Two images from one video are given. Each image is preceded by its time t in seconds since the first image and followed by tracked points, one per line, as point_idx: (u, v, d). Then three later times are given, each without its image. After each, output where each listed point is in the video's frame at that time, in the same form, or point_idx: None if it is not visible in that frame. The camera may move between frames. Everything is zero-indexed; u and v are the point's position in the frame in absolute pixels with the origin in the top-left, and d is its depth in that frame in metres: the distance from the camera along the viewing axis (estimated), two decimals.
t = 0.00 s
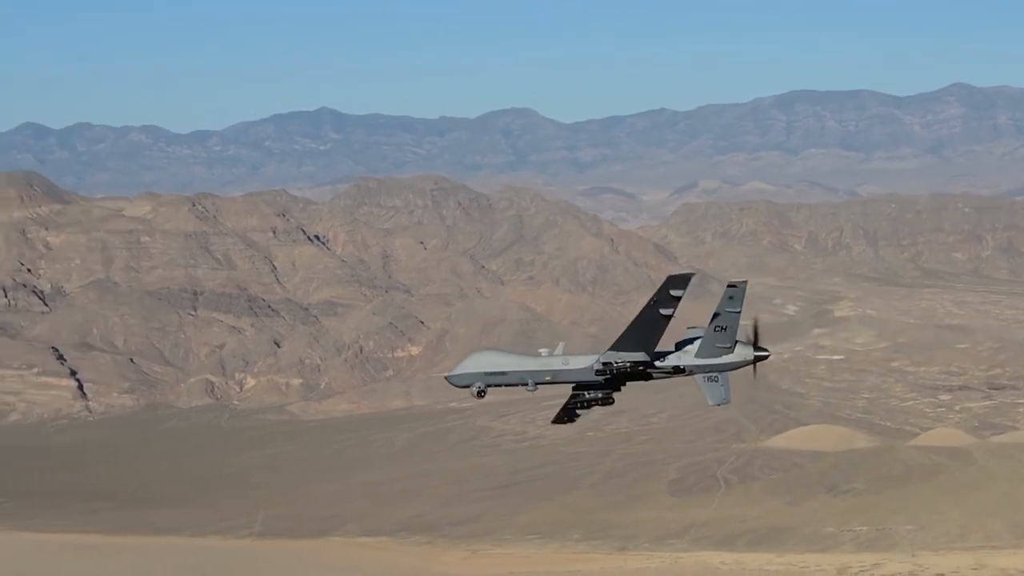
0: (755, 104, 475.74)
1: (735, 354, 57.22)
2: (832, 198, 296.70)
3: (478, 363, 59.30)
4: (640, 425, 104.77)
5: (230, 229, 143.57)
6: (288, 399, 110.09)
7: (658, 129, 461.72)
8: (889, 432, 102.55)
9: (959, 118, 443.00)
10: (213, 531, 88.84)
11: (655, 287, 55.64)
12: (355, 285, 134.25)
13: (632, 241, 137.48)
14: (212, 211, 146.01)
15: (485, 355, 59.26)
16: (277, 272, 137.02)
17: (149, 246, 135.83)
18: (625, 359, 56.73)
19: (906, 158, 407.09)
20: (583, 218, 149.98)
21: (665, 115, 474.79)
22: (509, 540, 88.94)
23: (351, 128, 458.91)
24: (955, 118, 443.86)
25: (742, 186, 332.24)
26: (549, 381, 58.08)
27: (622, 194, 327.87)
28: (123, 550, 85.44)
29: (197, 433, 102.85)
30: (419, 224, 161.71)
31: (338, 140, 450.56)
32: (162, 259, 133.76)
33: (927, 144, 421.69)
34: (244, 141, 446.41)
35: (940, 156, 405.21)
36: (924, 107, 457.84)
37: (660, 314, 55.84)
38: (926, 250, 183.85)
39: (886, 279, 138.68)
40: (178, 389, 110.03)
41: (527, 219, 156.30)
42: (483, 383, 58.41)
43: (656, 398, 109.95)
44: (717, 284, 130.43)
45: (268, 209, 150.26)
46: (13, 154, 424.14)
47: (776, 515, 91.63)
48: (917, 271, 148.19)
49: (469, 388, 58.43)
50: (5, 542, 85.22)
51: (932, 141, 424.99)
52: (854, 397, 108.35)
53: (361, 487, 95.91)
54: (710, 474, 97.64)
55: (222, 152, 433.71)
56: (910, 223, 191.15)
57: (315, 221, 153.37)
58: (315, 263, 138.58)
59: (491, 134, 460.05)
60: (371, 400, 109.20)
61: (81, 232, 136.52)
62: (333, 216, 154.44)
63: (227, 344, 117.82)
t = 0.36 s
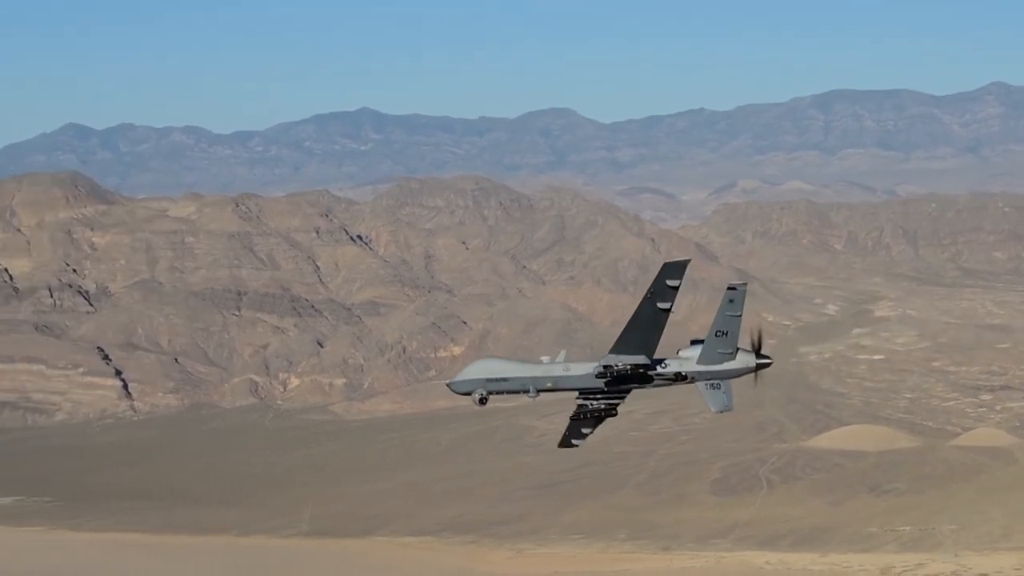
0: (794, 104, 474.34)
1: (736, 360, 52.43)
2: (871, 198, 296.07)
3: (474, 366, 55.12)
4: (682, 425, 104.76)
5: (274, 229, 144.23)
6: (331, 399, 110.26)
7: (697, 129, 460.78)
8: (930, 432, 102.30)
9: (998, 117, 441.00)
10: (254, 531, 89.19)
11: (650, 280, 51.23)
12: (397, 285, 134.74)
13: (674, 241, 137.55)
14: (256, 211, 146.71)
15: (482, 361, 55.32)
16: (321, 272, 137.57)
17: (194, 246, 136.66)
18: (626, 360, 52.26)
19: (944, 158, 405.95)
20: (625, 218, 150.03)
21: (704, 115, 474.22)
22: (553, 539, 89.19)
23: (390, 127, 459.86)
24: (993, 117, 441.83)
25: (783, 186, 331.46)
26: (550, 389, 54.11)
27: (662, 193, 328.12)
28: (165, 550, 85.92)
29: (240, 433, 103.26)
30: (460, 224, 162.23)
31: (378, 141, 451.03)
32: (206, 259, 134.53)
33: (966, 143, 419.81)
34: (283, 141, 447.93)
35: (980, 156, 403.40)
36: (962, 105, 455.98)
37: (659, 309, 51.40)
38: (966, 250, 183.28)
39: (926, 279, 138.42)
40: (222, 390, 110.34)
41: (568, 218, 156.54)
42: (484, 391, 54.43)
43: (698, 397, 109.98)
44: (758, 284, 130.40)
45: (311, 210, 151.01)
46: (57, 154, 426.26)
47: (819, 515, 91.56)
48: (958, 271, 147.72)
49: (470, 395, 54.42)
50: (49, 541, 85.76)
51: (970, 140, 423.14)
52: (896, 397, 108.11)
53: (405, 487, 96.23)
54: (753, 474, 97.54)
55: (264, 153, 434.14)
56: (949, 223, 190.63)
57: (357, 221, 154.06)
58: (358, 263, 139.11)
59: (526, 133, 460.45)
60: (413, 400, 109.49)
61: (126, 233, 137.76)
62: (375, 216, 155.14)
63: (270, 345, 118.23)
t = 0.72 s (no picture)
0: (832, 104, 472.49)
1: (741, 370, 48.75)
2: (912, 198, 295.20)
3: (479, 375, 51.14)
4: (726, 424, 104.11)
5: (319, 229, 144.60)
6: (375, 398, 110.04)
7: (736, 130, 459.79)
8: (975, 432, 101.57)
9: None
10: (298, 530, 89.27)
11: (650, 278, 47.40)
12: (442, 285, 134.77)
13: (718, 240, 137.30)
14: (301, 211, 147.00)
15: (487, 368, 51.21)
16: (365, 271, 137.76)
17: (239, 246, 137.03)
18: (629, 366, 48.43)
19: (984, 157, 403.45)
20: (669, 218, 149.75)
21: (742, 116, 473.08)
22: (598, 539, 89.10)
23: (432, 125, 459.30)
24: None
25: (823, 185, 330.52)
26: (555, 397, 50.02)
27: (704, 193, 327.38)
28: (211, 550, 86.04)
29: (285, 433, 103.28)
30: (504, 223, 162.24)
31: (419, 141, 450.72)
32: (251, 258, 134.87)
33: (1005, 142, 417.36)
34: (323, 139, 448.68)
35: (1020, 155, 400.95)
36: (1000, 104, 453.64)
37: (660, 309, 47.54)
38: (1011, 251, 182.26)
39: (970, 279, 137.74)
40: (267, 389, 110.34)
41: (612, 218, 156.34)
42: (488, 398, 50.40)
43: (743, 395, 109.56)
44: (802, 284, 129.94)
45: (356, 209, 151.26)
46: (100, 152, 426.88)
47: (863, 515, 91.11)
48: (1002, 271, 146.87)
49: (472, 405, 50.59)
50: (97, 540, 85.98)
51: (1008, 138, 420.80)
52: (940, 397, 107.41)
53: (449, 486, 96.13)
54: (797, 474, 97.01)
55: (308, 152, 433.95)
56: (993, 223, 189.73)
57: (401, 221, 154.32)
58: (402, 262, 139.27)
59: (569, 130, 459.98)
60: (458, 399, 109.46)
61: (172, 232, 138.26)
62: (419, 216, 155.39)
63: (316, 343, 118.38)
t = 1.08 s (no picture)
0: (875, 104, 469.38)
1: (746, 381, 45.53)
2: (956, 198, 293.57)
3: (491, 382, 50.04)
4: (773, 424, 102.67)
5: (365, 226, 144.63)
6: (421, 396, 108.95)
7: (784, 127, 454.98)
8: None
9: None
10: (344, 528, 89.14)
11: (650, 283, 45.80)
12: (487, 284, 134.76)
13: (764, 239, 136.68)
14: (347, 209, 146.92)
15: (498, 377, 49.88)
16: (411, 270, 138.09)
17: (286, 243, 137.00)
18: (631, 373, 46.05)
19: None
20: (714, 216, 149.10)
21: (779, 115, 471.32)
22: (647, 538, 88.71)
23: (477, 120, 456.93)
24: None
25: (867, 185, 328.48)
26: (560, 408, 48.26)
27: (747, 192, 325.35)
28: (257, 547, 86.04)
29: (330, 430, 103.11)
30: (549, 222, 161.82)
31: (464, 139, 446.35)
32: (297, 256, 134.97)
33: None
34: (364, 133, 447.90)
35: None
36: None
37: (661, 314, 45.58)
38: None
39: (1016, 279, 136.85)
40: (314, 386, 110.06)
41: (657, 215, 155.57)
42: (491, 408, 49.42)
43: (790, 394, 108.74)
44: (848, 284, 129.22)
45: (402, 207, 151.15)
46: (144, 147, 426.30)
47: (912, 515, 90.35)
48: None
49: (478, 414, 49.36)
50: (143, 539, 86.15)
51: None
52: (987, 397, 106.43)
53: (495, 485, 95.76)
54: (845, 474, 96.22)
55: (353, 151, 433.01)
56: None
57: (447, 219, 154.52)
58: (448, 261, 139.61)
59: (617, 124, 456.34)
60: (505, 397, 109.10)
61: (218, 228, 138.48)
62: (464, 214, 155.58)
63: (362, 341, 118.45)
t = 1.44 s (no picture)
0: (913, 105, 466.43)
1: (753, 391, 42.04)
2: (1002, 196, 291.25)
3: (489, 391, 44.81)
4: (821, 422, 101.40)
5: (410, 223, 144.78)
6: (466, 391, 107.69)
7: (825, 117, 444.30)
8: None
9: None
10: (391, 525, 88.90)
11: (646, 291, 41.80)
12: (533, 282, 134.85)
13: (810, 238, 135.99)
14: (392, 205, 147.43)
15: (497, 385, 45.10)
16: (457, 266, 138.28)
17: (331, 239, 137.67)
18: (636, 383, 41.69)
19: None
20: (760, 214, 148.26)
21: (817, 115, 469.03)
22: (696, 535, 87.97)
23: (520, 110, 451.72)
24: None
25: (911, 185, 326.23)
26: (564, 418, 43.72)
27: (790, 191, 323.20)
28: (304, 544, 85.85)
29: (376, 425, 102.73)
30: (593, 221, 161.19)
31: (509, 136, 430.83)
32: (343, 252, 135.30)
33: None
34: (403, 122, 443.21)
35: None
36: None
37: (662, 320, 41.47)
38: None
39: None
40: (360, 381, 110.16)
41: (703, 211, 154.50)
42: (495, 418, 44.05)
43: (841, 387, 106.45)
44: (894, 284, 128.53)
45: (447, 204, 150.99)
46: (186, 141, 425.44)
47: (961, 515, 89.13)
48: None
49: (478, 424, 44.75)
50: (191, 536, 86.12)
51: None
52: None
53: (542, 481, 95.06)
54: (893, 473, 95.01)
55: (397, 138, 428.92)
56: None
57: (492, 216, 154.49)
58: (494, 258, 139.87)
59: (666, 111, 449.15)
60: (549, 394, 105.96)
61: (264, 224, 139.65)
62: (509, 211, 155.55)
63: (407, 337, 118.25)
